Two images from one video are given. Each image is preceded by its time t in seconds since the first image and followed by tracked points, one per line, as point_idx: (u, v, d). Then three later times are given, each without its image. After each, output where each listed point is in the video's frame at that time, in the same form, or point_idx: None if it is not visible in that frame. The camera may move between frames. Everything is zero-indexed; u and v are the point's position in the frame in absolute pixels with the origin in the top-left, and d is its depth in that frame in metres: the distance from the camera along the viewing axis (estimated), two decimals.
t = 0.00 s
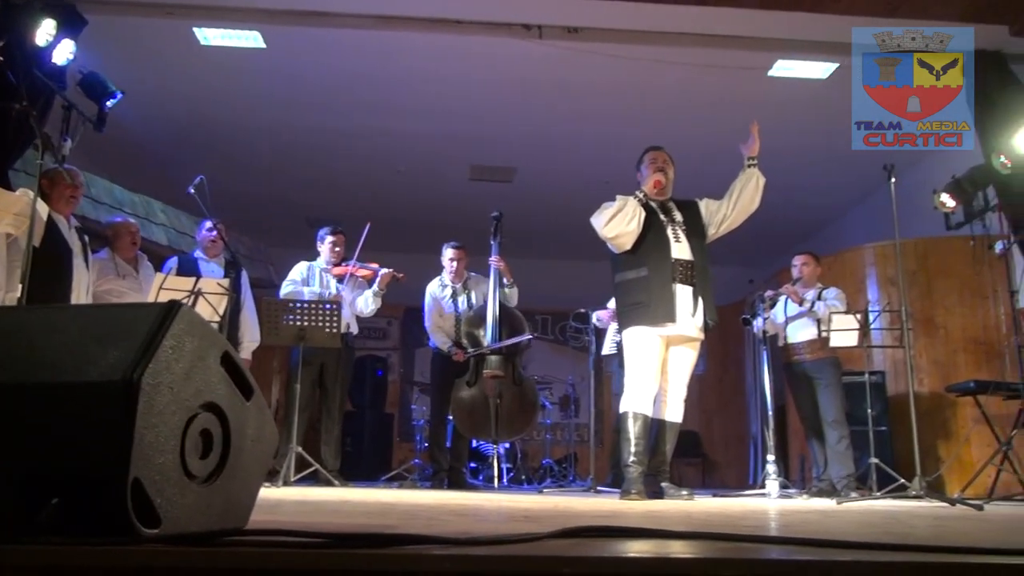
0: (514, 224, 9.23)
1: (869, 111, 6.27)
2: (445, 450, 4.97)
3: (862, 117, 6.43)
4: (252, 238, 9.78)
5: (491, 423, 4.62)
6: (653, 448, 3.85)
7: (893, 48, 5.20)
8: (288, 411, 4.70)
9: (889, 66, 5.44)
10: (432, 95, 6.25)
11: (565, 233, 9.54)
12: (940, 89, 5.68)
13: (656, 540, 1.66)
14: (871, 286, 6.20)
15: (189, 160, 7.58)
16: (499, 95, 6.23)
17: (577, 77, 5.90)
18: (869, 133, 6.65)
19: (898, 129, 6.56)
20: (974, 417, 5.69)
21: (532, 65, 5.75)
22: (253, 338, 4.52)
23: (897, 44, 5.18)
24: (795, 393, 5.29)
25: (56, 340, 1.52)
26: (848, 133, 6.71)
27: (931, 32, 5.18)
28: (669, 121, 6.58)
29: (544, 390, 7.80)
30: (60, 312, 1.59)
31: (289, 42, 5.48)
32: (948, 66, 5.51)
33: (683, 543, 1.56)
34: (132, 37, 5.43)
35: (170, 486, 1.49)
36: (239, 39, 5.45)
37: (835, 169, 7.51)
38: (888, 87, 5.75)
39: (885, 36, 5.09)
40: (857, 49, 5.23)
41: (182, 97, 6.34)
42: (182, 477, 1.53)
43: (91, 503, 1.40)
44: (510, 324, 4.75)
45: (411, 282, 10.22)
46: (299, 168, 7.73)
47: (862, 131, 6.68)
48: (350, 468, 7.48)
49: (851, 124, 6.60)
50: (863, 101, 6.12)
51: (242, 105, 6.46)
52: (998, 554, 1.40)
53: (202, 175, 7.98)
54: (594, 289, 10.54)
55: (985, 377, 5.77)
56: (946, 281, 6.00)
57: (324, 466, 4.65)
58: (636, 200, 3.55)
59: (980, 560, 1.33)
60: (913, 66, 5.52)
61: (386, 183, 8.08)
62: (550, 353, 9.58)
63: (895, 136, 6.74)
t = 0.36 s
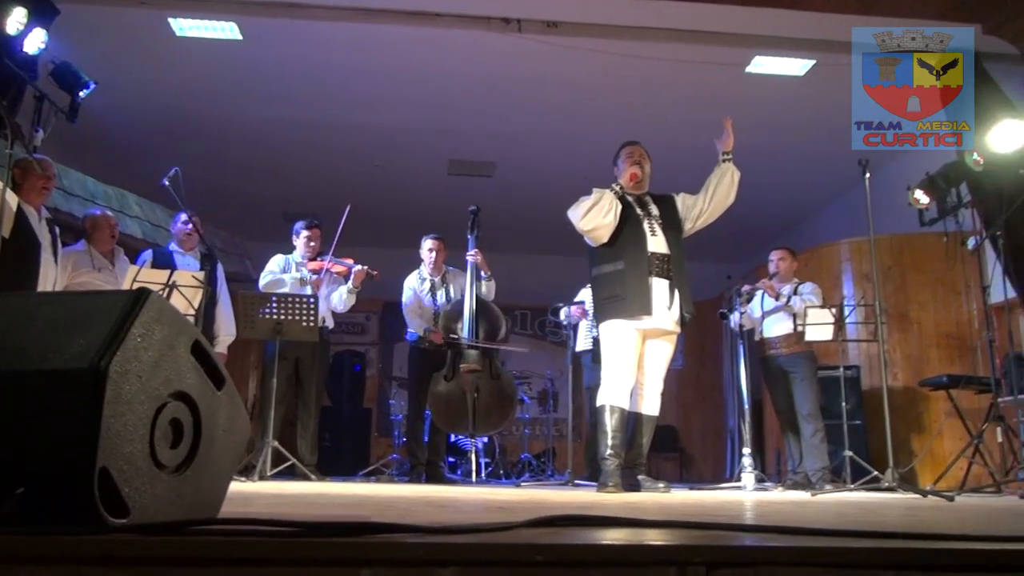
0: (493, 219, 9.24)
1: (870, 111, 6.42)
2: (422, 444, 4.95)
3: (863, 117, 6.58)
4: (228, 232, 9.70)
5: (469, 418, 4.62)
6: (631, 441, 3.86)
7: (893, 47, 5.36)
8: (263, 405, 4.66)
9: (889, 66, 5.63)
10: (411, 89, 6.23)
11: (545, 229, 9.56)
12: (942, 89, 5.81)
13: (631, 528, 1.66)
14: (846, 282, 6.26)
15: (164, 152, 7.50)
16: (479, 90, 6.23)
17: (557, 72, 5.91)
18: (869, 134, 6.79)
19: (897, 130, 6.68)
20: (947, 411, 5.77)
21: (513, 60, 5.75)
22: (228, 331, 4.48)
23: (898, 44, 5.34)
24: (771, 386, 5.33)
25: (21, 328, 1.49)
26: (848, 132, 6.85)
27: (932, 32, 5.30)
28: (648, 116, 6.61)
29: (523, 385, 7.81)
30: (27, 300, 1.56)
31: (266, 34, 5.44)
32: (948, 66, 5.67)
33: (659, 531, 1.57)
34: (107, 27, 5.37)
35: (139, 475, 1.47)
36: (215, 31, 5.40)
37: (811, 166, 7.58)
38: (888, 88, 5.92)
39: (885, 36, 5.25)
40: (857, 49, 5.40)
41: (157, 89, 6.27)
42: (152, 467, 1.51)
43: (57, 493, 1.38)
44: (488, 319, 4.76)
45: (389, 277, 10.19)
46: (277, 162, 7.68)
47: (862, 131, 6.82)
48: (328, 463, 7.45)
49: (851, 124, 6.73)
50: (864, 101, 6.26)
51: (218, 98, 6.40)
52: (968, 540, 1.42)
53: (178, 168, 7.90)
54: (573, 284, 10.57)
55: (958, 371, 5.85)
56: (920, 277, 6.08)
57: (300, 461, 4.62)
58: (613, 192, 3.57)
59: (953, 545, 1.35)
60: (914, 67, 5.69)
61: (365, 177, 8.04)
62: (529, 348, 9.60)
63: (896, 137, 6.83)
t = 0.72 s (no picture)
0: (470, 212, 9.22)
1: (869, 111, 6.52)
2: (397, 436, 4.93)
3: (862, 117, 6.69)
4: (202, 223, 9.60)
5: (444, 410, 4.61)
6: (605, 433, 3.87)
7: (894, 48, 5.37)
8: (236, 398, 4.62)
9: (890, 66, 5.68)
10: (387, 80, 6.20)
11: (522, 222, 9.56)
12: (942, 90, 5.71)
13: (604, 516, 1.67)
14: (819, 277, 6.33)
15: (136, 142, 7.40)
16: (458, 82, 6.21)
17: (534, 64, 5.92)
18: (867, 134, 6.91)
19: (897, 130, 6.76)
20: (916, 404, 5.86)
21: (491, 52, 5.74)
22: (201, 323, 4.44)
23: (898, 44, 5.32)
24: (745, 380, 5.38)
25: None
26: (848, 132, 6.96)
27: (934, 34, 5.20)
28: (625, 111, 6.63)
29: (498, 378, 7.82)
30: None
31: (240, 22, 5.39)
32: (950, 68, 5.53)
33: (634, 519, 1.57)
34: (76, 13, 5.29)
35: (103, 464, 1.45)
36: (188, 19, 5.34)
37: (786, 162, 7.65)
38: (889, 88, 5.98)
39: (886, 36, 5.30)
40: (858, 49, 5.41)
41: (129, 78, 6.19)
42: (117, 456, 1.49)
43: (19, 482, 1.35)
44: (465, 312, 4.75)
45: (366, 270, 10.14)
46: (252, 153, 7.61)
47: (861, 131, 6.93)
48: (302, 456, 7.42)
49: (851, 124, 6.84)
50: (864, 101, 6.36)
51: (192, 87, 6.33)
52: (939, 527, 1.43)
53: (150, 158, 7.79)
54: (549, 278, 10.58)
55: (928, 365, 5.94)
56: (892, 272, 6.16)
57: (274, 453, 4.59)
58: (591, 186, 3.57)
59: (925, 533, 1.36)
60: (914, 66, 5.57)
61: (341, 169, 7.99)
62: (505, 341, 9.61)
63: (896, 137, 6.88)
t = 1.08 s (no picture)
0: (451, 205, 9.21)
1: (869, 109, 6.65)
2: (376, 429, 4.92)
3: (862, 117, 6.82)
4: (179, 214, 9.51)
5: (424, 402, 4.61)
6: (583, 426, 3.88)
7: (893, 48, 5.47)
8: (214, 390, 4.61)
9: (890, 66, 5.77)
10: (368, 72, 6.18)
11: (503, 215, 9.56)
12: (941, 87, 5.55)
13: (579, 504, 1.68)
14: (797, 270, 6.38)
15: (112, 132, 7.33)
16: (440, 74, 6.19)
17: (514, 57, 5.91)
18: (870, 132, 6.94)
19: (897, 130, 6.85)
20: (891, 396, 5.93)
21: (473, 44, 5.73)
22: (179, 315, 4.42)
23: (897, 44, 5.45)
24: (723, 372, 5.42)
25: None
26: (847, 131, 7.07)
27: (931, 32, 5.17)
28: (606, 105, 6.65)
29: (479, 371, 7.83)
30: None
31: (217, 11, 5.34)
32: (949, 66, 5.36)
33: (609, 507, 1.58)
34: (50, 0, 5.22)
35: (71, 453, 1.43)
36: (165, 8, 5.29)
37: (765, 157, 7.69)
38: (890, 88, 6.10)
39: (885, 36, 5.39)
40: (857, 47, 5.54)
41: (106, 66, 6.12)
42: (86, 446, 1.47)
43: None
44: (445, 306, 4.74)
45: (346, 262, 10.10)
46: (231, 144, 7.55)
47: (861, 130, 7.03)
48: (281, 449, 7.39)
49: (851, 124, 6.96)
50: (864, 101, 6.50)
51: (168, 77, 6.27)
52: (912, 514, 1.45)
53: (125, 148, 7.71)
54: (530, 271, 10.60)
55: (903, 358, 6.01)
56: (868, 266, 6.22)
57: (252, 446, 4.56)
58: (573, 182, 3.56)
59: (899, 519, 1.37)
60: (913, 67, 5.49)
61: (321, 161, 7.95)
62: (486, 334, 9.62)
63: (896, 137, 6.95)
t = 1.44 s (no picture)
0: (434, 200, 9.20)
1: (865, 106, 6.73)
2: (357, 423, 4.91)
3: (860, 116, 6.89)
4: (159, 208, 9.44)
5: (406, 395, 4.61)
6: (563, 419, 3.90)
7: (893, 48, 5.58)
8: (193, 385, 4.59)
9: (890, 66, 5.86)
10: (350, 65, 6.16)
11: (486, 210, 9.56)
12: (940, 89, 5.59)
13: (551, 493, 1.70)
14: (778, 265, 6.42)
15: (90, 125, 7.25)
16: (423, 68, 6.19)
17: (497, 51, 5.92)
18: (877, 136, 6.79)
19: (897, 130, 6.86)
20: (869, 389, 6.00)
21: (454, 37, 5.72)
22: (159, 308, 4.41)
23: (897, 44, 5.56)
24: (703, 365, 5.46)
25: None
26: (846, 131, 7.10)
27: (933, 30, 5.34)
28: (589, 100, 6.66)
29: (461, 366, 7.84)
30: None
31: (197, 3, 5.31)
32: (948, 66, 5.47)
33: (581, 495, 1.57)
34: None
35: (41, 446, 1.41)
36: None
37: (746, 152, 7.74)
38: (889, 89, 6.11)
39: (886, 36, 5.50)
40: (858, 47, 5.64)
41: (84, 58, 6.06)
42: (57, 438, 1.45)
43: None
44: (427, 300, 4.72)
45: (328, 256, 10.07)
46: (211, 138, 7.50)
47: (860, 131, 7.01)
48: (262, 444, 7.37)
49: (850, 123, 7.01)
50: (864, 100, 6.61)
51: (147, 69, 6.22)
52: (880, 501, 1.45)
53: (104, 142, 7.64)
54: (513, 266, 10.61)
55: (882, 351, 6.07)
56: (848, 261, 6.27)
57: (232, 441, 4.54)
58: (555, 177, 3.57)
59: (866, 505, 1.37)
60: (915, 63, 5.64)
61: (302, 155, 7.91)
62: (468, 329, 9.63)
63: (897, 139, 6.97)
